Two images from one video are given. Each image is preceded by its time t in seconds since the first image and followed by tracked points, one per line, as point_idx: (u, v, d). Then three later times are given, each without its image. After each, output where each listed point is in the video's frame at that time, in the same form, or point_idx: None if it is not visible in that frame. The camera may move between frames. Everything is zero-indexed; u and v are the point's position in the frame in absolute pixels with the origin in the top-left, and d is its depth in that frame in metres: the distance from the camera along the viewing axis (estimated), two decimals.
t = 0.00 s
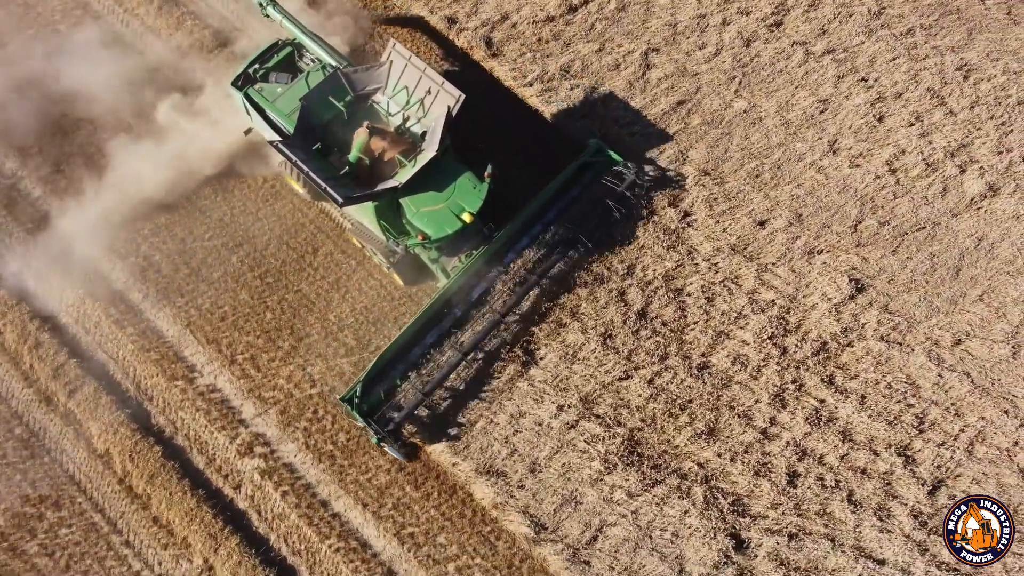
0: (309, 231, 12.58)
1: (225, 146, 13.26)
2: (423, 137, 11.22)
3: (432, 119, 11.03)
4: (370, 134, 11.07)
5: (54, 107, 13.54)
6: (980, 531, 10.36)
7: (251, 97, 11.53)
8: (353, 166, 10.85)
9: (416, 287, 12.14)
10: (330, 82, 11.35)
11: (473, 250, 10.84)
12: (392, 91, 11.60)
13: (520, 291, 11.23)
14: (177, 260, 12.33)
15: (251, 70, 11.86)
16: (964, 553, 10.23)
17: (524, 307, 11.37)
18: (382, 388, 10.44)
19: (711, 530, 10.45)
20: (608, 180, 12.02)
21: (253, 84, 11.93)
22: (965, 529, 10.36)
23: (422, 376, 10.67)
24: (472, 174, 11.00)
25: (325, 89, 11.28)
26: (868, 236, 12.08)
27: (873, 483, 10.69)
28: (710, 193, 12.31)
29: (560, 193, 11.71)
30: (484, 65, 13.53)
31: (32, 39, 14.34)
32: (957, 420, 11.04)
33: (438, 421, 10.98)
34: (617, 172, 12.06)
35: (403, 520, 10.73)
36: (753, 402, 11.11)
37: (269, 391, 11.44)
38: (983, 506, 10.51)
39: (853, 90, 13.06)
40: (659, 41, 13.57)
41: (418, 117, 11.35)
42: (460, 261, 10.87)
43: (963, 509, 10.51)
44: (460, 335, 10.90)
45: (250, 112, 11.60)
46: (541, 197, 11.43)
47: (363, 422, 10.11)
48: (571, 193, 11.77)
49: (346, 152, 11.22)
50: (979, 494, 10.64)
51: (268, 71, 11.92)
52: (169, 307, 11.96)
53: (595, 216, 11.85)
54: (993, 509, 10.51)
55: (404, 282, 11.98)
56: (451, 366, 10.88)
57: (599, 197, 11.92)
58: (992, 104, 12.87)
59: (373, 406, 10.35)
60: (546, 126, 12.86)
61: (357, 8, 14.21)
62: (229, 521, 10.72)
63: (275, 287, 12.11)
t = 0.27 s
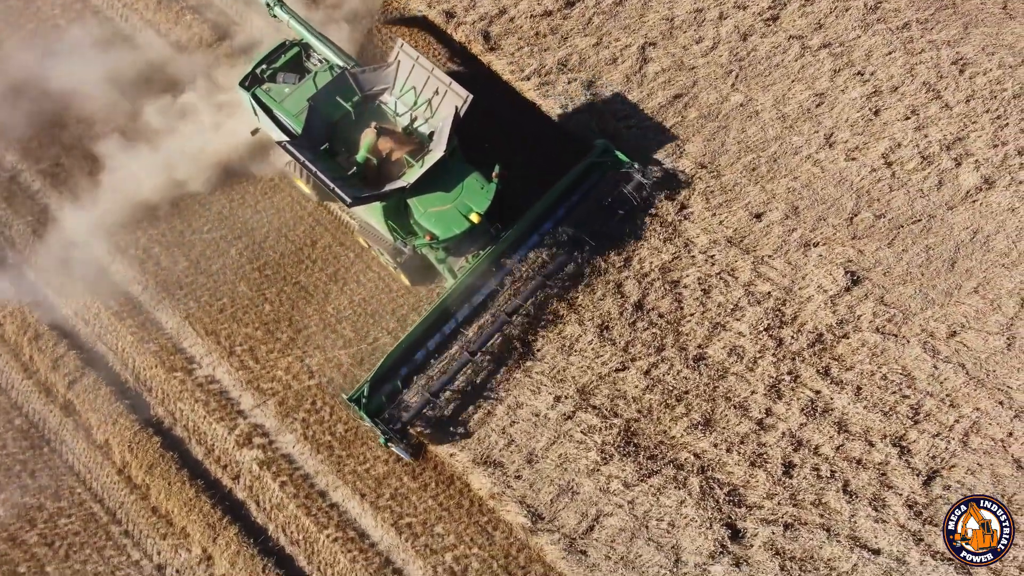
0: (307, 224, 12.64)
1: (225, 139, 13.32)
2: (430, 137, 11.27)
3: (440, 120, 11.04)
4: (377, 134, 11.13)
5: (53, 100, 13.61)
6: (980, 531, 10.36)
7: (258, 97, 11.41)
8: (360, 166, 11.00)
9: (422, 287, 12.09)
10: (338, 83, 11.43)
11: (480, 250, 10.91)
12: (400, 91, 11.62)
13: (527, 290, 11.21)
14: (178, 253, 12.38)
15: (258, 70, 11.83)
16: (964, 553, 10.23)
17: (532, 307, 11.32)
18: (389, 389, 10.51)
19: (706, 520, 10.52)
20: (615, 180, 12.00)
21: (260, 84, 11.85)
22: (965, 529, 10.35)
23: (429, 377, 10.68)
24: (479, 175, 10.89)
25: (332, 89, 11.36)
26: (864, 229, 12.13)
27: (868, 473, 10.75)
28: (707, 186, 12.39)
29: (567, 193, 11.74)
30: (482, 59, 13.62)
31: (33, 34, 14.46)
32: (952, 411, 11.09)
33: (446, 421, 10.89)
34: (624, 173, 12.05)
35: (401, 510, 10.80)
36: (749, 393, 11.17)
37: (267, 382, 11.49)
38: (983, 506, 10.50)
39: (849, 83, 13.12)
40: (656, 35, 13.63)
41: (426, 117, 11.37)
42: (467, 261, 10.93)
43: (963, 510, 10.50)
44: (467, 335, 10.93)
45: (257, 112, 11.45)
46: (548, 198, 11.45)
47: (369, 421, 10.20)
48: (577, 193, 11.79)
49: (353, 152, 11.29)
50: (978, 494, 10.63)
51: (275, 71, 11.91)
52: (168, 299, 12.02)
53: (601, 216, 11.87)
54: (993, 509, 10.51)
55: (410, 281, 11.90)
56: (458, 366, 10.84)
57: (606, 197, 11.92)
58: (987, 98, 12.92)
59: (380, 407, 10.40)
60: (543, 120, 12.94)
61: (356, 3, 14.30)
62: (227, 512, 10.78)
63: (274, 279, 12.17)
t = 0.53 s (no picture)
0: (306, 218, 12.69)
1: (227, 133, 13.38)
2: (437, 137, 11.25)
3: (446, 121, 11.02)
4: (384, 135, 11.12)
5: (53, 95, 13.66)
6: (980, 532, 10.37)
7: (264, 98, 11.52)
8: (367, 166, 11.00)
9: (429, 287, 12.14)
10: (345, 83, 11.37)
11: (486, 250, 10.88)
12: (406, 91, 11.62)
13: (533, 290, 11.26)
14: (180, 245, 12.45)
15: (265, 70, 11.88)
16: (964, 553, 10.22)
17: (538, 308, 11.44)
18: (395, 389, 10.52)
19: (703, 512, 10.57)
20: (621, 179, 11.99)
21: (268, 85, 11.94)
22: (966, 529, 10.35)
23: (435, 376, 10.73)
24: (486, 176, 10.88)
25: (339, 89, 11.34)
26: (860, 222, 12.18)
27: (865, 465, 10.80)
28: (704, 180, 12.45)
29: (573, 193, 11.74)
30: (481, 54, 13.70)
31: (32, 30, 14.54)
32: (948, 403, 11.14)
33: (451, 421, 11.00)
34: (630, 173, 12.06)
35: (399, 502, 10.85)
36: (745, 386, 11.22)
37: (267, 375, 11.54)
38: (983, 507, 10.51)
39: (846, 78, 13.17)
40: (653, 30, 13.69)
41: (432, 118, 11.38)
42: (473, 262, 10.92)
43: (963, 510, 10.50)
44: (474, 335, 10.95)
45: (263, 112, 11.58)
46: (555, 197, 11.45)
47: (377, 421, 10.17)
48: (584, 192, 11.78)
49: (359, 152, 11.26)
50: (978, 494, 10.64)
51: (282, 72, 11.92)
52: (167, 293, 12.07)
53: (608, 215, 11.86)
54: (994, 510, 10.51)
55: (416, 281, 12.00)
56: (464, 365, 10.90)
57: (612, 196, 11.91)
58: (983, 92, 12.98)
59: (386, 406, 10.37)
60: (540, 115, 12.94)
61: None
62: (226, 503, 10.83)
63: (274, 271, 12.24)
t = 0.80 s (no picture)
0: (305, 211, 12.75)
1: (229, 130, 13.45)
2: (444, 138, 11.19)
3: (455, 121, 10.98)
4: (393, 135, 11.16)
5: (53, 89, 13.71)
6: (982, 531, 10.36)
7: (272, 98, 11.44)
8: (376, 167, 11.05)
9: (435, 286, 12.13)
10: (353, 84, 11.35)
11: (494, 251, 11.11)
12: (414, 92, 11.60)
13: (539, 292, 11.44)
14: (182, 241, 12.47)
15: (272, 71, 11.81)
16: (964, 553, 10.26)
17: (545, 309, 11.50)
18: (404, 387, 10.69)
19: (700, 503, 10.62)
20: (627, 180, 12.18)
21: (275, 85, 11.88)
22: (967, 529, 10.36)
23: (443, 376, 10.88)
24: (494, 175, 10.95)
25: (347, 90, 11.30)
26: (857, 215, 12.24)
27: (861, 456, 10.85)
28: (701, 173, 12.51)
29: (578, 194, 11.95)
30: (479, 48, 13.79)
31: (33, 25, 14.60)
32: (944, 395, 11.19)
33: (458, 421, 10.91)
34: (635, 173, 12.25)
35: (397, 492, 10.91)
36: (742, 377, 11.27)
37: (266, 366, 11.60)
38: (984, 506, 10.51)
39: (843, 72, 13.23)
40: (651, 25, 13.75)
41: (440, 118, 11.31)
42: (480, 262, 11.16)
43: (965, 510, 10.49)
44: (480, 337, 11.13)
45: (270, 112, 11.49)
46: (561, 199, 11.69)
47: (385, 420, 10.33)
48: (589, 193, 11.96)
49: (367, 153, 11.22)
50: (979, 493, 10.66)
51: (289, 72, 11.86)
52: (167, 285, 12.13)
53: (613, 215, 11.98)
54: (995, 509, 10.51)
55: (423, 282, 12.01)
56: (472, 366, 11.04)
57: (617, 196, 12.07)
58: (980, 86, 13.03)
59: (395, 405, 10.54)
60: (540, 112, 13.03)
61: None
62: (225, 494, 10.89)
63: (272, 265, 12.28)
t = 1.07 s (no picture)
0: (304, 205, 12.80)
1: (229, 128, 13.45)
2: (452, 138, 11.25)
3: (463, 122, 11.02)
4: (401, 136, 11.15)
5: (54, 85, 13.74)
6: (980, 531, 10.41)
7: (280, 99, 11.41)
8: (384, 168, 10.99)
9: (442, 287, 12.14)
10: (361, 85, 11.41)
11: (502, 251, 10.90)
12: (422, 93, 11.66)
13: (547, 293, 11.29)
14: (185, 239, 12.49)
15: (280, 72, 11.81)
16: (964, 553, 10.28)
17: (553, 310, 11.41)
18: (410, 389, 10.47)
19: (697, 494, 10.68)
20: (635, 181, 11.98)
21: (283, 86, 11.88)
22: (966, 529, 10.40)
23: (450, 378, 10.70)
24: (502, 176, 10.95)
25: (356, 91, 11.36)
26: (854, 209, 12.29)
27: (857, 447, 10.90)
28: (698, 167, 12.58)
29: (587, 194, 11.68)
30: (478, 43, 13.86)
31: (33, 21, 14.64)
32: (940, 387, 11.24)
33: (465, 420, 10.96)
34: (643, 174, 12.04)
35: (396, 484, 10.97)
36: (739, 369, 11.32)
37: (265, 358, 11.65)
38: (983, 506, 10.55)
39: (840, 66, 13.29)
40: (649, 19, 13.80)
41: (448, 119, 11.36)
42: (487, 263, 10.92)
43: (963, 509, 10.54)
44: (487, 337, 10.97)
45: (278, 113, 11.46)
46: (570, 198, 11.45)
47: (393, 423, 10.21)
48: (597, 193, 11.74)
49: (376, 154, 11.23)
50: (978, 493, 10.67)
51: (297, 73, 11.87)
52: (167, 278, 12.19)
53: (621, 216, 11.84)
54: (993, 509, 10.54)
55: (431, 282, 12.01)
56: (479, 367, 10.93)
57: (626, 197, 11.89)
58: (976, 80, 13.10)
59: (402, 406, 10.40)
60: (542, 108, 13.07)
61: None
62: (225, 485, 10.94)
63: (272, 259, 12.34)
